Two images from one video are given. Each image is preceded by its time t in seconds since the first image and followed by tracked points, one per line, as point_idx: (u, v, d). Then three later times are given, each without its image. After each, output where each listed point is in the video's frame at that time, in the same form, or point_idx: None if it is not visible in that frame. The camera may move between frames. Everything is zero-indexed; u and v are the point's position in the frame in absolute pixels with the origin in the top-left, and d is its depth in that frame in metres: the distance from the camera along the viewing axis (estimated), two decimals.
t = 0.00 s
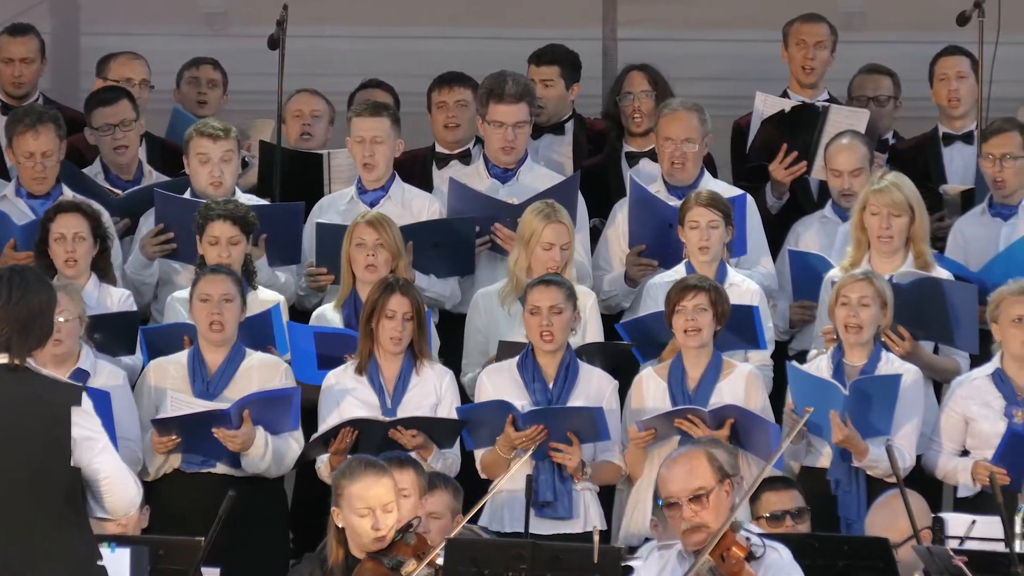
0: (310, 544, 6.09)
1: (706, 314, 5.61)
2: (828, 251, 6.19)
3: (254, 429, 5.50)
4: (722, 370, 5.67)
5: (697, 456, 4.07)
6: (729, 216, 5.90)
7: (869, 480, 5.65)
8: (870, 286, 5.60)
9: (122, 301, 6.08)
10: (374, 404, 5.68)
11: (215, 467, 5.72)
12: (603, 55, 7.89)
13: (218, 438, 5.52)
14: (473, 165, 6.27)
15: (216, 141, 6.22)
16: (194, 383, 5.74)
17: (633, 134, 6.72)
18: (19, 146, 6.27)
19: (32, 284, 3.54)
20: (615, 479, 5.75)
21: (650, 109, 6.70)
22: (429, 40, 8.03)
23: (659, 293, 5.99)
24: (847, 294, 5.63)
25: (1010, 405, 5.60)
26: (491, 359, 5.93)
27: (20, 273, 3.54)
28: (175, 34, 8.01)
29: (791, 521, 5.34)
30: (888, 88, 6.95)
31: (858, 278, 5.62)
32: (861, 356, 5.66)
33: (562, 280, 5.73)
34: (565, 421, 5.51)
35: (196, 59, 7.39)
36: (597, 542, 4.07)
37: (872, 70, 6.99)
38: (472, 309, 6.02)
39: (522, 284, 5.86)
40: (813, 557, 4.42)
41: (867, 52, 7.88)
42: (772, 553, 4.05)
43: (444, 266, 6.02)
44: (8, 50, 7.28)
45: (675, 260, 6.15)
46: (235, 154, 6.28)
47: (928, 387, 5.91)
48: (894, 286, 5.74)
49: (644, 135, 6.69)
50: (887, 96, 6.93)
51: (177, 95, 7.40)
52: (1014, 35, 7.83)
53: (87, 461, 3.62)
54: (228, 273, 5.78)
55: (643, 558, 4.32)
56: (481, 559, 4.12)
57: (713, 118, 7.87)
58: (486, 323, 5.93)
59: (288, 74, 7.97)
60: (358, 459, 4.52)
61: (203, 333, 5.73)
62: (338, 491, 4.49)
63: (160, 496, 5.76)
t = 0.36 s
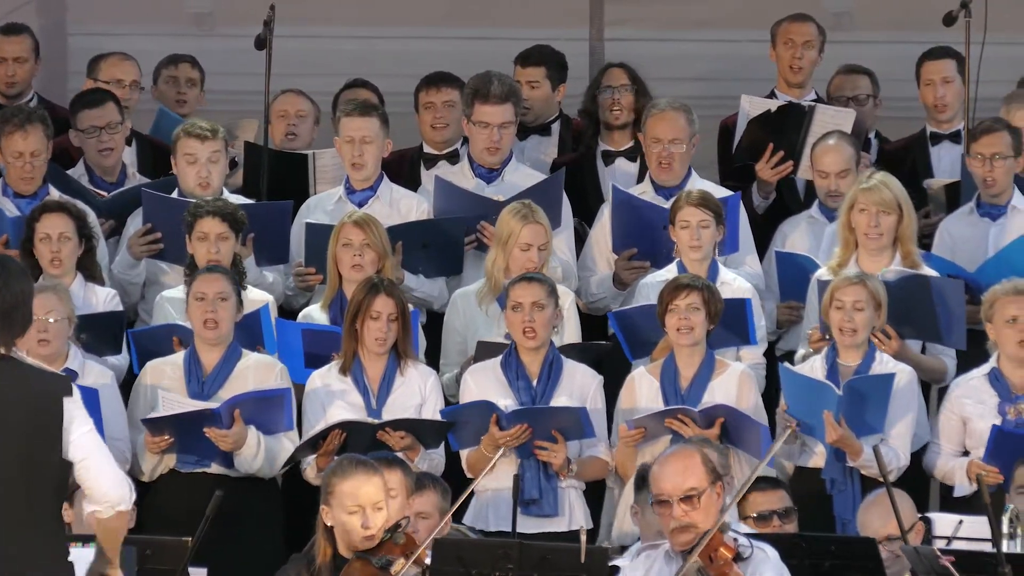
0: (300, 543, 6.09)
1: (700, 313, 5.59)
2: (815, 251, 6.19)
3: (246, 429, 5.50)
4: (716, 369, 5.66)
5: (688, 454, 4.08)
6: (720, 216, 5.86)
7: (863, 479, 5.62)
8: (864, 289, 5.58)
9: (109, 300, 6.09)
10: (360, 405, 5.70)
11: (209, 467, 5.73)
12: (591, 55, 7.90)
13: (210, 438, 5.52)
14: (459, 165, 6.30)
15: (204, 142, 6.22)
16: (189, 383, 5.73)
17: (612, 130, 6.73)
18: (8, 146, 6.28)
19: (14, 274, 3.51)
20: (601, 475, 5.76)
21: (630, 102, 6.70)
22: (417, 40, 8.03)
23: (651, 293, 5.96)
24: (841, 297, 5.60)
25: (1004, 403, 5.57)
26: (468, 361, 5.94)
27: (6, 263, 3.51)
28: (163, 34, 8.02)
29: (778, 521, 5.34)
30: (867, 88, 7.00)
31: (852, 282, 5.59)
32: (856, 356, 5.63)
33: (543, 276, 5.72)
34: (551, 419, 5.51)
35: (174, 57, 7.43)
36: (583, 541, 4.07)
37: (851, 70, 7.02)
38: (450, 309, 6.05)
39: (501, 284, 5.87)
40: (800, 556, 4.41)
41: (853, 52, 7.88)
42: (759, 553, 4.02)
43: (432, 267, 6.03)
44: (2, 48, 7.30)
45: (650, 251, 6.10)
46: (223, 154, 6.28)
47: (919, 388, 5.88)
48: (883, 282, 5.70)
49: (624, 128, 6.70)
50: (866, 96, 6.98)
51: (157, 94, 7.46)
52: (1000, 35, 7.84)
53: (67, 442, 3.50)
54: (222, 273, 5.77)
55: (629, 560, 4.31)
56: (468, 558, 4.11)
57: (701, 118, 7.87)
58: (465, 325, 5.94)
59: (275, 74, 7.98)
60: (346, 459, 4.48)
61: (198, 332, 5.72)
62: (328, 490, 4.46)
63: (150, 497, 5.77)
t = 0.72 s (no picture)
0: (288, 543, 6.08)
1: (691, 314, 5.57)
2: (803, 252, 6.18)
3: (237, 429, 5.49)
4: (707, 370, 5.65)
5: (677, 454, 4.08)
6: (706, 218, 5.84)
7: (852, 479, 5.61)
8: (854, 293, 5.55)
9: (94, 301, 6.09)
10: (346, 405, 5.70)
11: (201, 468, 5.72)
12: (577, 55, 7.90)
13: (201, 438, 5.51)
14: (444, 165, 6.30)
15: (191, 142, 6.21)
16: (180, 382, 5.72)
17: (593, 134, 6.75)
18: None
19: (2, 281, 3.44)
20: (589, 473, 5.75)
21: (610, 108, 6.72)
22: (404, 40, 8.02)
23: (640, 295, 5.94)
24: (831, 302, 5.56)
25: (993, 406, 5.56)
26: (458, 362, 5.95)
27: None
28: (151, 34, 8.01)
29: (765, 521, 5.33)
30: (851, 88, 6.99)
31: (843, 286, 5.56)
32: (847, 358, 5.60)
33: (525, 277, 5.75)
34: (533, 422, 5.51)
35: (166, 56, 7.43)
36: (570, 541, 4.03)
37: (835, 70, 7.01)
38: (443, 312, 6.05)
39: (486, 285, 5.87)
40: (787, 555, 4.41)
41: (840, 53, 7.89)
42: (747, 554, 4.05)
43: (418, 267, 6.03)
44: None
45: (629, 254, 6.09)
46: (211, 154, 6.27)
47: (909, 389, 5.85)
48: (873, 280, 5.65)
49: (604, 133, 6.73)
50: (851, 96, 6.97)
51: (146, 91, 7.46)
52: (987, 35, 7.84)
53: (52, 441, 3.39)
54: (215, 273, 5.76)
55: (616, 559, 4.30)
56: (454, 558, 4.09)
57: (688, 118, 7.87)
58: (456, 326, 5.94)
59: (262, 74, 7.97)
60: (331, 459, 4.49)
61: (192, 332, 5.71)
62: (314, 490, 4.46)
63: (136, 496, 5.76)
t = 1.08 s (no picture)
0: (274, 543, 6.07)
1: (674, 314, 5.57)
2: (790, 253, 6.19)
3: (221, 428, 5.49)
4: (690, 369, 5.65)
5: (665, 454, 4.08)
6: (693, 224, 5.85)
7: (835, 480, 5.62)
8: (838, 287, 5.54)
9: (81, 300, 6.10)
10: (333, 405, 5.69)
11: (182, 466, 5.72)
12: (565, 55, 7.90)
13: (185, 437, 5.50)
14: (432, 164, 6.31)
15: (179, 143, 6.20)
16: (162, 382, 5.70)
17: (589, 131, 6.73)
18: None
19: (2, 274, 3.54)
20: (577, 475, 5.72)
21: (607, 105, 6.71)
22: (393, 40, 8.01)
23: (622, 294, 5.93)
24: (815, 295, 5.57)
25: (973, 401, 5.57)
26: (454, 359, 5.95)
27: None
28: (138, 34, 8.01)
29: (752, 521, 5.34)
30: (846, 88, 6.99)
31: (826, 280, 5.56)
32: (830, 356, 5.60)
33: (521, 277, 5.73)
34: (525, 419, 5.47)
35: (157, 56, 7.40)
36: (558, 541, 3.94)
37: (830, 70, 7.02)
38: (442, 308, 6.06)
39: (484, 281, 5.86)
40: (775, 556, 4.40)
41: (828, 53, 7.89)
42: (734, 554, 4.06)
43: (406, 267, 6.02)
44: None
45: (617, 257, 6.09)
46: (198, 155, 6.26)
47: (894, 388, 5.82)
48: (858, 278, 5.64)
49: (600, 130, 6.71)
50: (845, 96, 6.96)
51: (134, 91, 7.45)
52: (974, 36, 7.86)
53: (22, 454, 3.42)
54: (198, 272, 5.75)
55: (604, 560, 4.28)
56: (442, 559, 4.01)
57: (676, 118, 7.86)
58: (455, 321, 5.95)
59: (249, 74, 7.96)
60: (320, 458, 4.50)
61: (173, 332, 5.70)
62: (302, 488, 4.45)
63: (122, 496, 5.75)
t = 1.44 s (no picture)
0: (262, 543, 6.08)
1: (655, 314, 5.60)
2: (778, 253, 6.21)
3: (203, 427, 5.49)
4: (671, 369, 5.68)
5: (654, 454, 4.08)
6: (679, 222, 5.87)
7: (822, 481, 5.67)
8: (822, 286, 5.56)
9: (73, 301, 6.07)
10: (323, 405, 5.67)
11: (163, 467, 5.71)
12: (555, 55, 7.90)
13: (167, 438, 5.48)
14: (421, 162, 6.35)
15: (170, 146, 6.18)
16: (139, 383, 5.70)
17: (587, 132, 6.73)
18: None
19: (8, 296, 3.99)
20: (562, 478, 5.76)
21: (604, 104, 6.72)
22: (383, 40, 8.01)
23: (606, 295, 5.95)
24: (799, 294, 5.59)
25: (958, 404, 5.62)
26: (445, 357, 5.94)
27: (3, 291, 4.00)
28: (127, 34, 8.00)
29: (741, 521, 5.34)
30: (845, 89, 6.95)
31: (810, 278, 5.58)
32: (815, 356, 5.63)
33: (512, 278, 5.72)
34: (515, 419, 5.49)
35: (148, 57, 7.37)
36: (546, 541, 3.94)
37: (829, 70, 6.98)
38: (429, 307, 6.04)
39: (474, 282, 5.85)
40: (763, 556, 4.41)
41: (818, 53, 7.90)
42: (724, 554, 4.03)
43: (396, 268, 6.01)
44: None
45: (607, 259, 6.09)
46: (189, 157, 6.25)
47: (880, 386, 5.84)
48: (845, 274, 5.63)
49: (597, 130, 6.70)
50: (844, 97, 6.94)
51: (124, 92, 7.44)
52: (963, 36, 7.88)
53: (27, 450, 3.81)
54: (171, 273, 5.76)
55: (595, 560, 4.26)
56: (430, 559, 4.02)
57: (666, 118, 7.86)
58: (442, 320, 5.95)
59: (238, 74, 7.95)
60: (307, 458, 4.49)
61: (148, 332, 5.70)
62: (290, 487, 4.44)
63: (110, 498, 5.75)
